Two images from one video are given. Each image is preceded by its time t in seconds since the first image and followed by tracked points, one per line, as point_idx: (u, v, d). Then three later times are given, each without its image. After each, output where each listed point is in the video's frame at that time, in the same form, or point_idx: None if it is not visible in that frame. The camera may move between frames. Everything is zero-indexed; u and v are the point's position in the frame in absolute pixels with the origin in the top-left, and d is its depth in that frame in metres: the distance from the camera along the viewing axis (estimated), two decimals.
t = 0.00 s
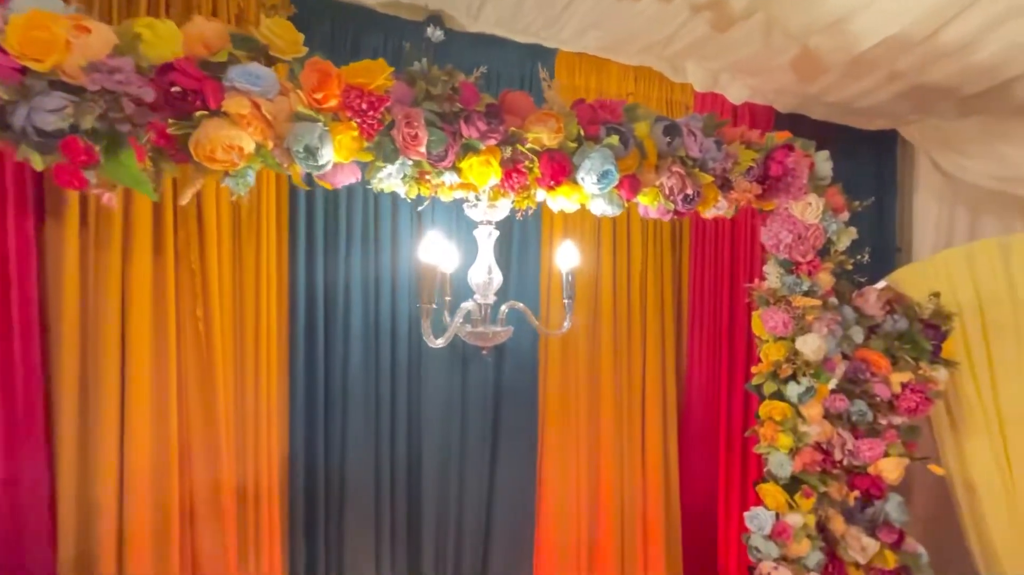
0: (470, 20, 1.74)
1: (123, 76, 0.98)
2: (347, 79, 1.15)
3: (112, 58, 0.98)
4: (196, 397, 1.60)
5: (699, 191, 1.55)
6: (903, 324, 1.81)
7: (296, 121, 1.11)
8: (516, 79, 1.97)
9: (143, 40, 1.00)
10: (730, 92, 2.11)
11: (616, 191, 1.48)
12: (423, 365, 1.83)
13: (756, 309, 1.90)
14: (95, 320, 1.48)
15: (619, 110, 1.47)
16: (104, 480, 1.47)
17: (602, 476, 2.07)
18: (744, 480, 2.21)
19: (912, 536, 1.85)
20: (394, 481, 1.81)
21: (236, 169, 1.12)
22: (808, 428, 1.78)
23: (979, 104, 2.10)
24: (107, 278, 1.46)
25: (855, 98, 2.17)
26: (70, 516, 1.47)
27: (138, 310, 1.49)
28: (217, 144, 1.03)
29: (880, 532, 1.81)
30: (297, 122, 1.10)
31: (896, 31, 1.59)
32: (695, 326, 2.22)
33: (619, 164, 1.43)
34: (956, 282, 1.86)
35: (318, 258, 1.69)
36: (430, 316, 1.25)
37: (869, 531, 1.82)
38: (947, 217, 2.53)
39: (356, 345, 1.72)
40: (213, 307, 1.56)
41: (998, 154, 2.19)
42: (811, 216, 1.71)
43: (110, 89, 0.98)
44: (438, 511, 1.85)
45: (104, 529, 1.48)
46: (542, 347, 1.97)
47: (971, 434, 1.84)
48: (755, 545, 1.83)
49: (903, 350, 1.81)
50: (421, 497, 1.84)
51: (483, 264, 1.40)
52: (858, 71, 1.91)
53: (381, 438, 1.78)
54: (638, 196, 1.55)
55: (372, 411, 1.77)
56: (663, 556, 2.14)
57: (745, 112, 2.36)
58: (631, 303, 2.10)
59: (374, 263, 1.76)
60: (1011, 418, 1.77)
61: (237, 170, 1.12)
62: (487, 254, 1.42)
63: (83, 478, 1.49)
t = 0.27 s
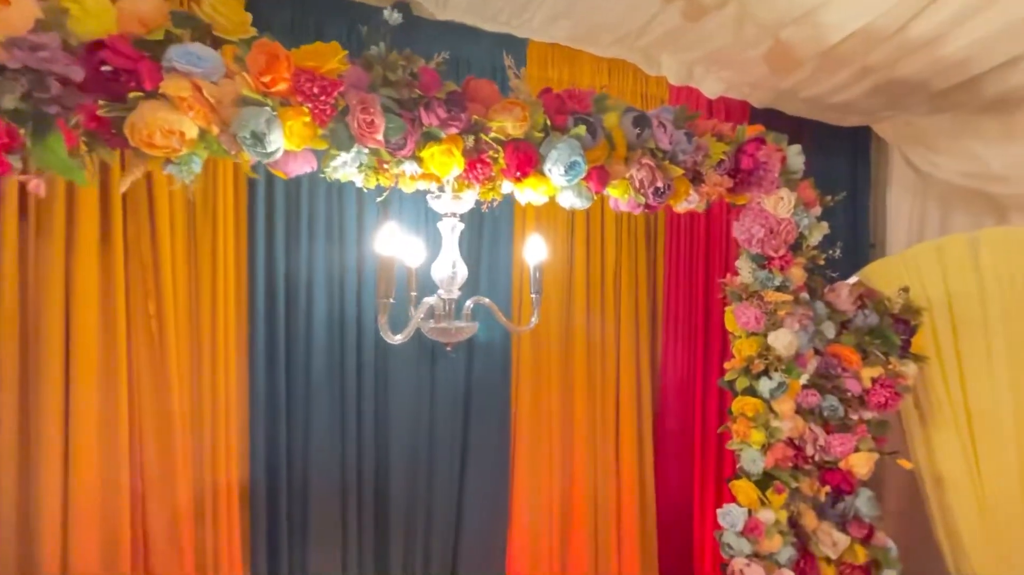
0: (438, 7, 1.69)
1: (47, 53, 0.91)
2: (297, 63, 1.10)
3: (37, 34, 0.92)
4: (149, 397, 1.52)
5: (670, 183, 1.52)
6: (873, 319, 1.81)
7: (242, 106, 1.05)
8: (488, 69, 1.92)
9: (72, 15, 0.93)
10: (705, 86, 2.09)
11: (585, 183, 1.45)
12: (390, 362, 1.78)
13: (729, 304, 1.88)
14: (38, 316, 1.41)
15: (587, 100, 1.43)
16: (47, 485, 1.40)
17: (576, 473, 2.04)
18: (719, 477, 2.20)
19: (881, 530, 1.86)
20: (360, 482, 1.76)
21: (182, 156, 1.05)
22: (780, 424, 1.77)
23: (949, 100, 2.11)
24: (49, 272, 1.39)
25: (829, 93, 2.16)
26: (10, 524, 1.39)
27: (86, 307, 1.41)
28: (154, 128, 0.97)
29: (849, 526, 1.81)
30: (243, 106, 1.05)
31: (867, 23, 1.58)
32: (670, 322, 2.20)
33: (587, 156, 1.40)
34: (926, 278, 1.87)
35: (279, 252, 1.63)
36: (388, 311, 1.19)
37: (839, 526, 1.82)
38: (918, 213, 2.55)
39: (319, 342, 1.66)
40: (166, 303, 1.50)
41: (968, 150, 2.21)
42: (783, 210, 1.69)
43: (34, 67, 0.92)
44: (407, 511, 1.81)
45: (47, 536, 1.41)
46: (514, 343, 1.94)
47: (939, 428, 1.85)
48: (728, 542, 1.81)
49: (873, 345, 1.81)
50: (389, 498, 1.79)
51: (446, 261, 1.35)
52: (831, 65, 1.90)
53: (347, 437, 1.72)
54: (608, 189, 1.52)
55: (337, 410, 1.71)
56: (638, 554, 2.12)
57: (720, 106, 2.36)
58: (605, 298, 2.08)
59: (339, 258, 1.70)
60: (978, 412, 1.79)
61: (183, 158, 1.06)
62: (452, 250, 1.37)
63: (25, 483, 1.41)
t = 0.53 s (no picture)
0: None
1: None
2: (246, 45, 1.05)
3: None
4: (99, 396, 1.48)
5: (642, 175, 1.49)
6: (845, 313, 1.81)
7: (187, 87, 0.99)
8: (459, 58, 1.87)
9: None
10: (680, 79, 2.07)
11: (554, 173, 1.41)
12: (357, 358, 1.75)
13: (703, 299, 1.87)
14: None
15: (557, 89, 1.40)
16: None
17: (550, 470, 2.02)
18: (695, 472, 2.19)
19: (853, 524, 1.86)
20: (327, 481, 1.72)
21: (120, 143, 0.99)
22: (753, 419, 1.76)
23: (921, 96, 2.12)
24: None
25: (803, 88, 2.16)
26: None
27: (30, 301, 1.38)
28: (87, 109, 0.91)
29: (822, 521, 1.81)
30: (188, 87, 0.99)
31: (838, 14, 1.57)
32: (646, 317, 2.18)
33: (555, 146, 1.36)
34: (897, 272, 1.88)
35: (239, 244, 1.58)
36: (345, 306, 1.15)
37: (812, 521, 1.83)
38: (891, 208, 2.57)
39: (283, 338, 1.62)
40: (117, 298, 1.45)
41: (941, 148, 2.23)
42: (756, 203, 1.68)
43: None
44: (376, 510, 1.78)
45: None
46: (487, 339, 1.90)
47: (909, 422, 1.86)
48: (701, 538, 1.80)
49: (845, 339, 1.80)
50: (357, 497, 1.76)
51: (411, 255, 1.30)
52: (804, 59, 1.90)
53: (313, 435, 1.68)
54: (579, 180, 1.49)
55: (302, 407, 1.67)
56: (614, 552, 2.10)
57: (696, 100, 2.34)
58: (579, 293, 2.05)
59: (303, 250, 1.66)
60: (946, 405, 1.80)
61: (123, 144, 0.99)
62: (416, 244, 1.32)
63: None
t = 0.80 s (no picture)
0: None
1: None
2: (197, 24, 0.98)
3: None
4: (53, 392, 1.45)
5: (618, 167, 1.46)
6: (822, 308, 1.81)
7: (132, 68, 0.94)
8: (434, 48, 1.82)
9: None
10: (660, 73, 2.05)
11: (527, 165, 1.37)
12: (327, 354, 1.72)
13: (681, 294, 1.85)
14: None
15: (530, 78, 1.36)
16: None
17: (527, 469, 2.00)
18: (674, 469, 2.18)
19: (829, 519, 1.86)
20: (297, 479, 1.70)
21: (62, 127, 0.95)
22: (730, 415, 1.75)
23: (897, 91, 2.13)
24: None
25: (782, 83, 2.15)
26: None
27: None
28: (21, 89, 0.87)
29: (798, 516, 1.81)
30: (133, 69, 0.94)
31: (814, 6, 1.56)
32: (626, 314, 2.16)
33: (528, 136, 1.32)
34: (872, 268, 1.88)
35: (201, 237, 1.56)
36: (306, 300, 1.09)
37: (789, 516, 1.82)
38: (868, 204, 2.58)
39: (249, 334, 1.59)
40: (71, 293, 1.42)
41: (915, 144, 2.26)
42: (733, 197, 1.66)
43: None
44: (348, 509, 1.75)
45: None
46: (462, 336, 1.87)
47: (884, 416, 1.86)
48: (679, 535, 1.79)
49: (822, 334, 1.80)
50: (328, 494, 1.74)
51: (379, 248, 1.27)
52: (782, 53, 1.89)
53: (281, 433, 1.65)
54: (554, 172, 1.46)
55: (270, 404, 1.64)
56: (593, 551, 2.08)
57: (676, 93, 2.32)
58: (558, 290, 2.03)
59: (270, 244, 1.63)
60: (921, 399, 1.81)
61: (65, 129, 0.95)
62: (386, 235, 1.28)
63: None
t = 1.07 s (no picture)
0: None
1: None
2: (148, 9, 0.95)
3: None
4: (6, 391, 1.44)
5: (595, 162, 1.44)
6: (801, 305, 1.80)
7: (76, 53, 0.90)
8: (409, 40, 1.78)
9: None
10: (640, 68, 2.04)
11: (502, 159, 1.34)
12: (298, 352, 1.69)
13: (661, 291, 1.84)
14: None
15: (505, 70, 1.33)
16: None
17: (506, 469, 1.97)
18: (656, 468, 2.16)
19: (808, 515, 1.86)
20: (267, 482, 1.66)
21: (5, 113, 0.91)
22: (709, 413, 1.74)
23: (875, 88, 2.13)
24: None
25: (762, 80, 2.15)
26: None
27: None
28: None
29: (778, 513, 1.80)
30: (77, 53, 0.90)
31: None
32: (607, 310, 2.14)
33: (503, 130, 1.29)
34: (851, 264, 1.87)
35: (163, 232, 1.54)
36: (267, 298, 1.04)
37: (768, 514, 1.82)
38: (847, 201, 2.60)
39: (215, 332, 1.56)
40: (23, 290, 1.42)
41: (892, 142, 2.28)
42: (713, 193, 1.65)
43: None
44: (322, 511, 1.72)
45: None
46: (439, 334, 1.84)
47: (862, 412, 1.86)
48: (659, 534, 1.78)
49: (801, 331, 1.80)
50: (300, 497, 1.70)
51: (347, 246, 1.22)
52: (763, 48, 1.87)
53: (250, 433, 1.62)
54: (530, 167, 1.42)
55: (238, 404, 1.60)
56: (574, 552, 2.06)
57: (656, 89, 2.31)
58: (537, 287, 2.00)
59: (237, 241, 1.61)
60: (897, 395, 1.81)
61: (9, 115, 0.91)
62: (355, 231, 1.24)
63: None
